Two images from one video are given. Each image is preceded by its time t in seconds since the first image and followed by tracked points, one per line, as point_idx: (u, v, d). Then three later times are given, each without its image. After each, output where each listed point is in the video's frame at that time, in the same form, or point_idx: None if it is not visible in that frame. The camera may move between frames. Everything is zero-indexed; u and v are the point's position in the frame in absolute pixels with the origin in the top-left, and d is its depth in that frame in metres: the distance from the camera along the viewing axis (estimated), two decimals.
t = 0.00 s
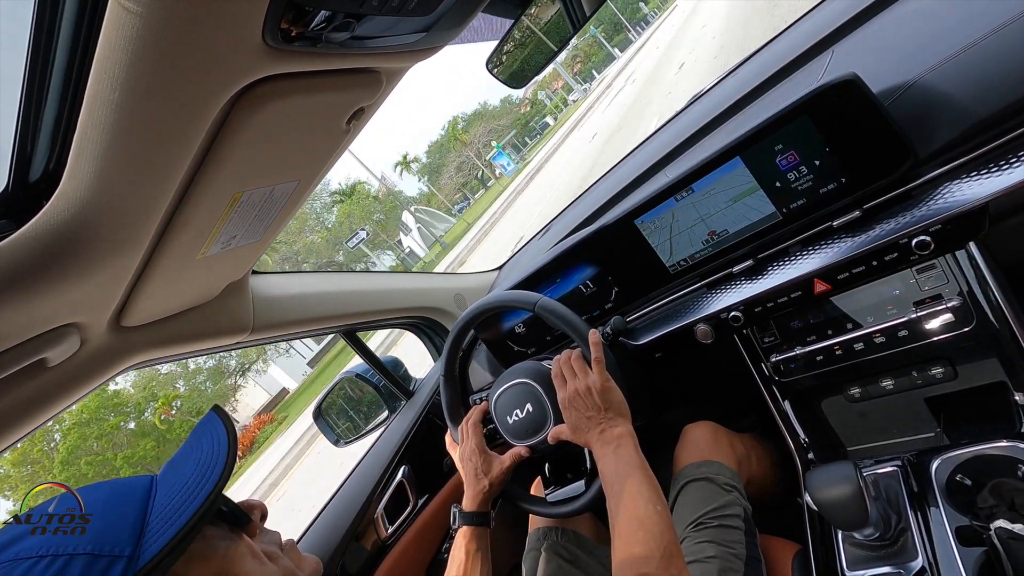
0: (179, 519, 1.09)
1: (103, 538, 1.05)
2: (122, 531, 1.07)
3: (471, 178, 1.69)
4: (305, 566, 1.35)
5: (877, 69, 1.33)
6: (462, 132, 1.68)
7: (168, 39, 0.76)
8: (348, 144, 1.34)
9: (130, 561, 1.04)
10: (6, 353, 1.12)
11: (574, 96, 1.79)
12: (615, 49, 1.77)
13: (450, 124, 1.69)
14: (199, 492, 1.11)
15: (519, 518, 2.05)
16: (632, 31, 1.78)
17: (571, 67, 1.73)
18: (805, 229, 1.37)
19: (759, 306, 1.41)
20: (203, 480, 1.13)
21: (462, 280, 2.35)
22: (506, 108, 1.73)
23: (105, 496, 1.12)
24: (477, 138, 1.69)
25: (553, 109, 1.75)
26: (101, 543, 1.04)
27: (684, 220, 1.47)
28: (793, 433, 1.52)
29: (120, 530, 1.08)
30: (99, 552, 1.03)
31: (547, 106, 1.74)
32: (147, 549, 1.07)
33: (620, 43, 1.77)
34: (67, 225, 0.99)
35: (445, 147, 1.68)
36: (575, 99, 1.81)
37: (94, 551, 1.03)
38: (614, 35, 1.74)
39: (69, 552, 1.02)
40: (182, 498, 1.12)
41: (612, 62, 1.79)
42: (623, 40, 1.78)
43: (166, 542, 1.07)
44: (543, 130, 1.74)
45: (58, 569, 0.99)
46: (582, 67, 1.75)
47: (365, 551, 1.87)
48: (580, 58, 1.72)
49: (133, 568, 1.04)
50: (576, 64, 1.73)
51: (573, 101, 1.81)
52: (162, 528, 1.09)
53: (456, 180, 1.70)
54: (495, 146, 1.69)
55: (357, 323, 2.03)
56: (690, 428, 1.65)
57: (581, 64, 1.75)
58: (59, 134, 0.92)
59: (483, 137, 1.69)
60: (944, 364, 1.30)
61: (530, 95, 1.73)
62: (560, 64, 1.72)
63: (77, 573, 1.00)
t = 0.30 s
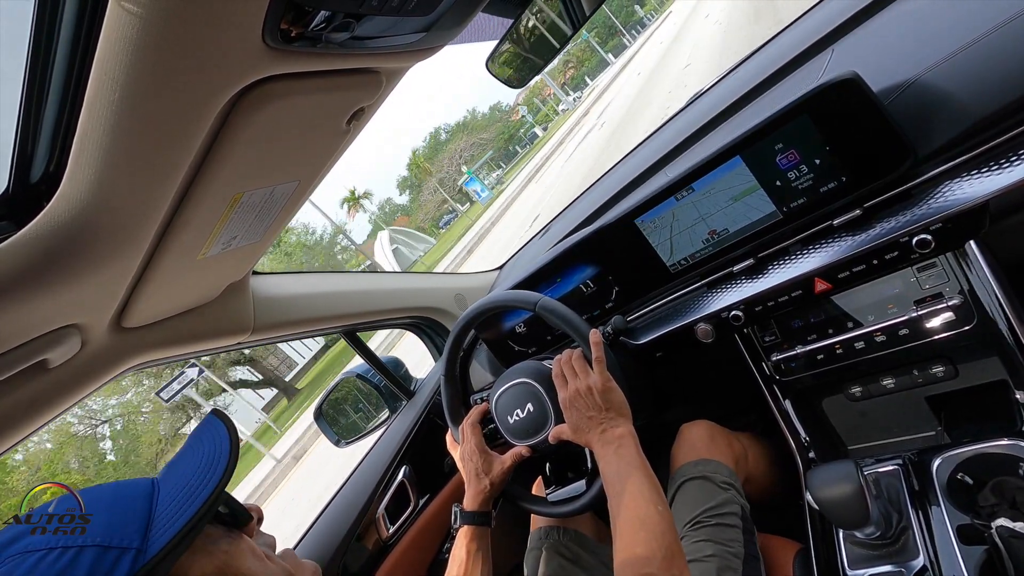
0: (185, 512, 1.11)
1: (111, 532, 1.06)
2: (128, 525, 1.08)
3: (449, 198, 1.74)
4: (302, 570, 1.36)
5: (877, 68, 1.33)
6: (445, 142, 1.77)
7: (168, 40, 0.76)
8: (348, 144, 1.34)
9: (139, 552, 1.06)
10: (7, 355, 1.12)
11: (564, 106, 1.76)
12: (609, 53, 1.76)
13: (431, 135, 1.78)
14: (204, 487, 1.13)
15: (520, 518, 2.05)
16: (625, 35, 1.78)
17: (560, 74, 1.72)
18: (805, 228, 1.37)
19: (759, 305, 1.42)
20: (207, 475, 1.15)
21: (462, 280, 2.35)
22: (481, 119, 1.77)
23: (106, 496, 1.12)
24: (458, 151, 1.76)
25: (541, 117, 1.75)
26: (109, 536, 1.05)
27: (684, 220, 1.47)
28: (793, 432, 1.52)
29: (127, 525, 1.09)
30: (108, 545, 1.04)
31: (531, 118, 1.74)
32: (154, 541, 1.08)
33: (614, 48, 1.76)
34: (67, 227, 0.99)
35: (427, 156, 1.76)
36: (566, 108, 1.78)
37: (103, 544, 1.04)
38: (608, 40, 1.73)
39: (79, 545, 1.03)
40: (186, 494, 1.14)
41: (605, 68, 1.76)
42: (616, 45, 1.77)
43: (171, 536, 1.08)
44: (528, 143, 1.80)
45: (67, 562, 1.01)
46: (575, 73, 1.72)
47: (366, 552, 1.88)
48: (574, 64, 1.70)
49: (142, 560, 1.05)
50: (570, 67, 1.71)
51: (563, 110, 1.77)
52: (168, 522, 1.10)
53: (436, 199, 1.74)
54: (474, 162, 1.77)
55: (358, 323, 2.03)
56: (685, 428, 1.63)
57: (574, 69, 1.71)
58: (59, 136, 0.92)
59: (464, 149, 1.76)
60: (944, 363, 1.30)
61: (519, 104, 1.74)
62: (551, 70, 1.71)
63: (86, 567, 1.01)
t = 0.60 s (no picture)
0: (184, 513, 1.10)
1: (110, 533, 1.05)
2: (127, 527, 1.08)
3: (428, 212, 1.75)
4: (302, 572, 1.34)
5: (878, 69, 1.33)
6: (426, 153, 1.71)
7: (169, 41, 0.76)
8: (349, 145, 1.34)
9: (138, 554, 1.05)
10: (9, 355, 1.12)
11: (552, 116, 1.78)
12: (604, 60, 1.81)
13: (413, 148, 1.68)
14: (202, 488, 1.13)
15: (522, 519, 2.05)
16: (620, 40, 1.82)
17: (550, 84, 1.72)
18: (805, 229, 1.37)
19: (760, 306, 1.41)
20: (206, 478, 1.15)
21: (463, 281, 2.35)
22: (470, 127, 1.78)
23: (105, 496, 1.12)
24: (439, 164, 1.74)
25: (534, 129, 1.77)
26: (108, 538, 1.05)
27: (684, 221, 1.47)
28: (794, 433, 1.52)
29: (126, 526, 1.08)
30: (107, 547, 1.04)
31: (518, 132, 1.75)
32: (153, 543, 1.08)
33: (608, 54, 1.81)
34: (69, 228, 0.99)
35: (408, 171, 1.68)
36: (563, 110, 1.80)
37: (102, 546, 1.04)
38: (602, 45, 1.76)
39: (76, 547, 1.02)
40: (184, 495, 1.13)
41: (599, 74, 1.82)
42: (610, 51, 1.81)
43: (171, 537, 1.08)
44: (516, 157, 1.81)
45: (66, 564, 1.00)
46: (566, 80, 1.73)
47: (367, 553, 1.88)
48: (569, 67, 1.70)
49: (140, 562, 1.05)
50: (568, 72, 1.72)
51: (555, 118, 1.81)
52: (166, 523, 1.10)
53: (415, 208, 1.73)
54: (454, 179, 1.79)
55: (359, 324, 2.03)
56: (674, 431, 1.63)
57: (565, 76, 1.72)
58: (61, 137, 0.92)
59: (442, 165, 1.75)
60: (946, 363, 1.30)
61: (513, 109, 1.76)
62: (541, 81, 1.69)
63: (86, 568, 1.00)
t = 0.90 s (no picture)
0: (179, 516, 1.10)
1: (105, 536, 1.05)
2: (121, 531, 1.07)
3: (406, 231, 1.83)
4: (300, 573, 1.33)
5: (878, 69, 1.33)
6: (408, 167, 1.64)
7: (168, 41, 0.76)
8: (349, 145, 1.34)
9: (133, 558, 1.05)
10: (7, 356, 1.12)
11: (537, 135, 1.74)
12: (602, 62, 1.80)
13: (389, 166, 1.59)
14: (198, 490, 1.13)
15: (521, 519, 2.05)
16: (614, 46, 1.79)
17: (541, 92, 1.72)
18: (805, 229, 1.37)
19: (760, 306, 1.41)
20: (201, 479, 1.14)
21: (463, 281, 2.34)
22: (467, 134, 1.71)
23: (104, 497, 1.12)
24: (421, 181, 1.70)
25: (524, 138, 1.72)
26: (103, 542, 1.04)
27: (684, 221, 1.47)
28: (794, 433, 1.52)
29: (121, 528, 1.08)
30: (102, 551, 1.03)
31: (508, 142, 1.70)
32: (149, 545, 1.07)
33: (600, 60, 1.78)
34: (68, 228, 0.99)
35: (385, 187, 1.63)
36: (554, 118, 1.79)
37: (96, 550, 1.03)
38: (595, 51, 1.73)
39: (72, 551, 1.02)
40: (179, 498, 1.13)
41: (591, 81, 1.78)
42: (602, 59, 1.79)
43: (169, 538, 1.07)
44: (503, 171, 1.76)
45: (61, 568, 0.99)
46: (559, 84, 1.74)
47: (366, 553, 1.88)
48: (567, 70, 1.71)
49: (136, 566, 1.05)
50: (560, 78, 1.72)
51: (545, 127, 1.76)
52: (162, 526, 1.09)
53: (392, 225, 1.78)
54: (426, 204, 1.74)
55: (358, 324, 2.03)
56: (674, 432, 1.64)
57: (558, 81, 1.74)
58: (60, 137, 0.92)
59: (421, 180, 1.69)
60: (945, 363, 1.30)
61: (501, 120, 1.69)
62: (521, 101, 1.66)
63: (82, 571, 1.00)
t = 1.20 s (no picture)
0: (178, 516, 1.10)
1: (103, 537, 1.05)
2: (120, 532, 1.07)
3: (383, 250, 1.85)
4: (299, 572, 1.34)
5: (877, 70, 1.33)
6: (378, 189, 1.61)
7: (168, 40, 0.76)
8: (349, 145, 1.34)
9: (131, 559, 1.05)
10: (6, 356, 1.12)
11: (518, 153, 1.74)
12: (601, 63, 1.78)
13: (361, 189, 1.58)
14: (197, 492, 1.13)
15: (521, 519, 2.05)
16: (606, 54, 1.77)
17: (530, 100, 1.74)
18: (804, 230, 1.37)
19: (759, 306, 1.41)
20: (199, 481, 1.15)
21: (463, 281, 2.34)
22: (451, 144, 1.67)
23: (105, 497, 1.12)
24: (388, 208, 1.67)
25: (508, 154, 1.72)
26: (100, 543, 1.04)
27: (684, 221, 1.47)
28: (794, 434, 1.52)
29: (118, 529, 1.08)
30: (99, 552, 1.03)
31: (494, 156, 1.72)
32: (147, 547, 1.07)
33: (591, 70, 1.77)
34: (67, 228, 0.99)
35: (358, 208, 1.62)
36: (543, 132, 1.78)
37: (93, 551, 1.03)
38: (584, 60, 1.73)
39: (70, 552, 1.01)
40: (178, 499, 1.13)
41: (581, 91, 1.78)
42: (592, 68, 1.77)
43: (168, 540, 1.07)
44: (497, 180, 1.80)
45: (60, 570, 0.99)
46: (550, 92, 1.76)
47: (365, 553, 1.88)
48: (558, 77, 1.73)
49: (134, 566, 1.05)
50: (549, 88, 1.75)
51: (528, 145, 1.74)
52: (160, 528, 1.09)
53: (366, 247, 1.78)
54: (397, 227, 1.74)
55: (357, 324, 2.03)
56: (685, 431, 1.64)
57: (546, 91, 1.76)
58: (60, 137, 0.92)
59: (392, 203, 1.67)
60: (944, 364, 1.30)
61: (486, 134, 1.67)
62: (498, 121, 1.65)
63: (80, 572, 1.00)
